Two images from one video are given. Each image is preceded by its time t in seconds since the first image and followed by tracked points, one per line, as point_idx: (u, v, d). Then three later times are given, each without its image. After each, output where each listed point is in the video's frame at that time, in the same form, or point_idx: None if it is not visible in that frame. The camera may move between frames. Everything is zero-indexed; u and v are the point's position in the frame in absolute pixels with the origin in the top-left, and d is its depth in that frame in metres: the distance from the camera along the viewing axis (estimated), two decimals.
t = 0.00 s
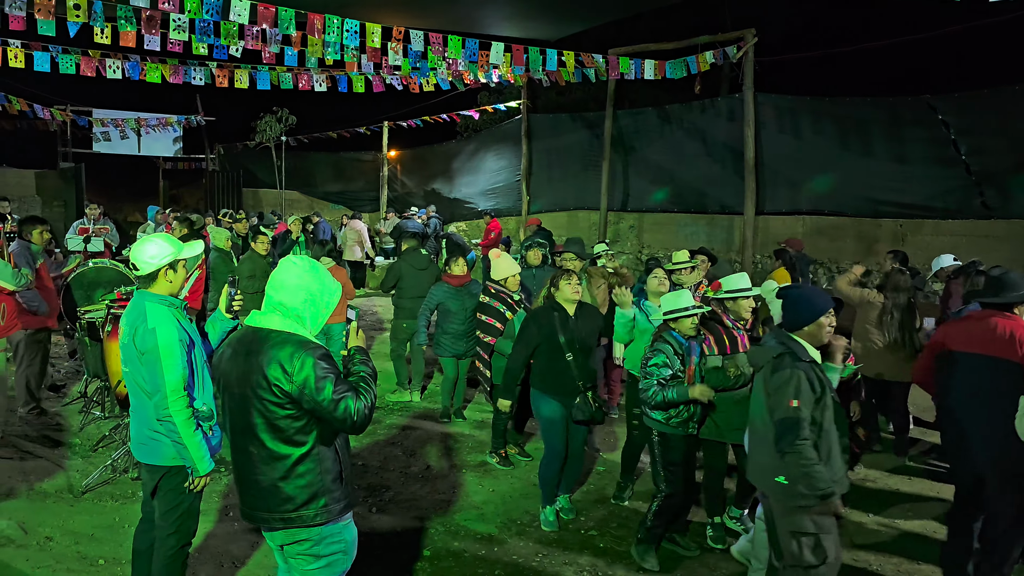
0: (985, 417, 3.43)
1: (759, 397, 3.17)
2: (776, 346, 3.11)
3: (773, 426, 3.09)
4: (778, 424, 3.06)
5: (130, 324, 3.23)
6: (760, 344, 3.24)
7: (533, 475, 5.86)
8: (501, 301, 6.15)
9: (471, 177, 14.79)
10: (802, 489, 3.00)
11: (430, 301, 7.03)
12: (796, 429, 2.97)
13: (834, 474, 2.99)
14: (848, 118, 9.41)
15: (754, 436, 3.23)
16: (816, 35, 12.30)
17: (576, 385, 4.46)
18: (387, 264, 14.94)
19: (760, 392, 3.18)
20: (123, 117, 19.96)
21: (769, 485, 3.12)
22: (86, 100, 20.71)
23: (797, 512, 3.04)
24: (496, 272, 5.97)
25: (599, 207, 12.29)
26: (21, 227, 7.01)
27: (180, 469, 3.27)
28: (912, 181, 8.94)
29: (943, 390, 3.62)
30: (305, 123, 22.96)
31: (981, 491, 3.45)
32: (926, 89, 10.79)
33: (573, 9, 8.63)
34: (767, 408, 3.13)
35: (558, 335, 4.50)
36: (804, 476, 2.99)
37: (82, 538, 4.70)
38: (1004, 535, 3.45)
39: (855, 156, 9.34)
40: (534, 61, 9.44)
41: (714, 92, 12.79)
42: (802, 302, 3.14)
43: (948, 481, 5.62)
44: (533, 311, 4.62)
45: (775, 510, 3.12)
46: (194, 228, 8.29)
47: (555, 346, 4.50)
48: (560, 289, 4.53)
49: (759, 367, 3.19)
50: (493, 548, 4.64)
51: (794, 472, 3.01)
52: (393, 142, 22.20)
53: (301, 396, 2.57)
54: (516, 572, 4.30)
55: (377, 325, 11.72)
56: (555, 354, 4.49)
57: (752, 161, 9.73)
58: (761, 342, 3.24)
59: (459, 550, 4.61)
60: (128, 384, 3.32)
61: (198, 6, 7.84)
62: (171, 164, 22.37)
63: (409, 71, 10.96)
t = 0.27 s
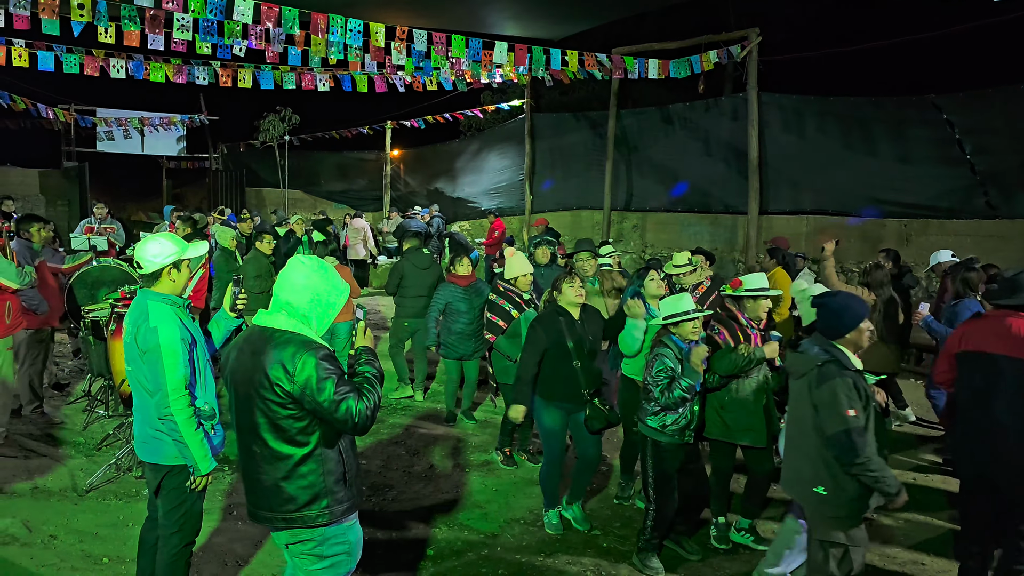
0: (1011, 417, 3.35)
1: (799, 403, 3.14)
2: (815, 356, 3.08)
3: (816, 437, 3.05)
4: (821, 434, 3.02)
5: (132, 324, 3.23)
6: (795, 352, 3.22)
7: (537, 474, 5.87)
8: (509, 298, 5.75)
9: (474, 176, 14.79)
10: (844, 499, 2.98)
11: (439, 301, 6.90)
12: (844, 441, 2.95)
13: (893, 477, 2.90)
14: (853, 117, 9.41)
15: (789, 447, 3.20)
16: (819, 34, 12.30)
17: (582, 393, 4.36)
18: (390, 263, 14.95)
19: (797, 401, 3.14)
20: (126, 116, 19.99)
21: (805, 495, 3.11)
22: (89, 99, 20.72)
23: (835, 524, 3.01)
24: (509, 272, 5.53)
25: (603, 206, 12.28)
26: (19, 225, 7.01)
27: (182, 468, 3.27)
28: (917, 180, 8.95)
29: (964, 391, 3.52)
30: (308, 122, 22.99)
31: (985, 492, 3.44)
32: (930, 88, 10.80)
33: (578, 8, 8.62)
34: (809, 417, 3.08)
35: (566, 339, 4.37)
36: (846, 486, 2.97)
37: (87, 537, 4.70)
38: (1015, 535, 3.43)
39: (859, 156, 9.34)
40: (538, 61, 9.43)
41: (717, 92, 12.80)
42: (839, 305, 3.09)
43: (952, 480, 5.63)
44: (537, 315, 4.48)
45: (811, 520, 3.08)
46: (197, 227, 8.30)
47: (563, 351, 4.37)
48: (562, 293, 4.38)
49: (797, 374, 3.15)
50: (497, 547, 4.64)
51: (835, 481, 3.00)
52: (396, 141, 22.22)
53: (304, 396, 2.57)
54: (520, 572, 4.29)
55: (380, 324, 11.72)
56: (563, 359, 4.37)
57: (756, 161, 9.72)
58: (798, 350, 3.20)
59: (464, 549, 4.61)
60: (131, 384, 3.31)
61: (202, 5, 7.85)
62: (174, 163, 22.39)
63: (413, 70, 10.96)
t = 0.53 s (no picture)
0: None
1: (839, 402, 3.06)
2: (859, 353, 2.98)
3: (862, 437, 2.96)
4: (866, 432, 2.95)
5: (136, 323, 3.23)
6: (833, 350, 3.14)
7: (540, 474, 5.86)
8: (511, 301, 5.68)
9: (477, 176, 14.79)
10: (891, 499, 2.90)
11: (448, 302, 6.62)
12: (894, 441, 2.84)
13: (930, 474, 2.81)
14: (857, 117, 9.38)
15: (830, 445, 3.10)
16: (823, 33, 12.28)
17: (587, 402, 4.22)
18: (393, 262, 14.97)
19: (839, 399, 3.05)
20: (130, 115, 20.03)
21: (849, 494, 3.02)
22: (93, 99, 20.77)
23: (880, 524, 2.94)
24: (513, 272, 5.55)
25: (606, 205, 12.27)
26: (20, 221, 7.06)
27: (185, 466, 3.26)
28: (921, 180, 8.93)
29: (989, 388, 3.73)
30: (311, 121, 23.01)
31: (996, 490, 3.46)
32: (934, 88, 10.77)
33: (581, 8, 8.61)
34: (853, 415, 2.99)
35: (570, 349, 4.24)
36: (895, 486, 2.89)
37: (90, 536, 4.70)
38: None
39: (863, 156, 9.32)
40: (541, 60, 9.42)
41: (721, 91, 12.77)
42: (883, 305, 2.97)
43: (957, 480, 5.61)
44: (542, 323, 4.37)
45: (852, 520, 3.01)
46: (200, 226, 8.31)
47: (567, 362, 4.24)
48: (567, 301, 4.28)
49: (838, 373, 3.06)
50: (500, 546, 4.63)
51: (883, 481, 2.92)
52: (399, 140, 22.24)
53: (306, 396, 2.56)
54: (523, 572, 4.28)
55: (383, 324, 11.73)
56: (567, 370, 4.23)
57: (760, 160, 9.71)
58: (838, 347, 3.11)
59: (467, 548, 4.61)
60: (136, 385, 3.31)
61: (206, 4, 7.85)
62: (177, 162, 22.42)
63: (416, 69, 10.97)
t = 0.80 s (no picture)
0: None
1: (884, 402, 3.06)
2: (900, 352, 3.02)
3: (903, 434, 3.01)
4: (911, 434, 2.97)
5: (140, 320, 3.24)
6: (875, 347, 3.15)
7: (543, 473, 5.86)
8: (514, 300, 5.71)
9: (480, 175, 14.80)
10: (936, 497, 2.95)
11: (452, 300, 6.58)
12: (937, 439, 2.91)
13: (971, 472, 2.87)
14: (860, 117, 9.36)
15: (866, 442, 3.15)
16: (827, 33, 12.26)
17: (586, 399, 4.20)
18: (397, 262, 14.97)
19: (879, 397, 3.08)
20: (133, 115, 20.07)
21: (895, 492, 3.05)
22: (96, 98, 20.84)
23: (922, 520, 3.00)
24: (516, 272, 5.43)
25: (608, 206, 12.27)
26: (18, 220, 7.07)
27: (189, 465, 3.26)
28: (924, 180, 8.89)
29: (997, 379, 3.75)
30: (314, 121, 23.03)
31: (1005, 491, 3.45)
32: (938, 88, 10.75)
33: (583, 8, 8.62)
34: (896, 416, 3.02)
35: (568, 346, 4.22)
36: (940, 484, 2.92)
37: (95, 535, 4.71)
38: None
39: (866, 156, 9.29)
40: (543, 60, 9.43)
41: (724, 91, 12.75)
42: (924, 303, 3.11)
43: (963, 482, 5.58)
44: (540, 318, 4.35)
45: (895, 518, 3.06)
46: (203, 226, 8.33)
47: (563, 357, 4.23)
48: (565, 296, 4.23)
49: (879, 371, 3.09)
50: (502, 546, 4.63)
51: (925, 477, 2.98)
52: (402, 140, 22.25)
53: (304, 397, 2.56)
54: (525, 571, 4.28)
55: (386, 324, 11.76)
56: (563, 366, 4.23)
57: (763, 160, 9.70)
58: (877, 346, 3.14)
59: (469, 548, 4.61)
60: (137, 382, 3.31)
61: (209, 4, 7.86)
62: (180, 162, 22.45)
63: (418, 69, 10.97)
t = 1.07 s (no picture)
0: None
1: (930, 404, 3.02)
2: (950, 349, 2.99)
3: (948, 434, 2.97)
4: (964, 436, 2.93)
5: (145, 317, 3.22)
6: (919, 346, 3.13)
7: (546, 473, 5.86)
8: (518, 301, 5.51)
9: (483, 175, 14.82)
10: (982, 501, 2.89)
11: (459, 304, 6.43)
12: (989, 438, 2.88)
13: None
14: (863, 116, 9.34)
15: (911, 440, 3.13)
16: (831, 32, 12.23)
17: (583, 409, 4.12)
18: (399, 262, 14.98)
19: (919, 397, 3.06)
20: (137, 113, 20.11)
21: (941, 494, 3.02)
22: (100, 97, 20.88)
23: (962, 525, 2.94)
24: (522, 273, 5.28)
25: (611, 205, 12.26)
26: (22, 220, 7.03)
27: (195, 463, 3.26)
28: (928, 179, 8.87)
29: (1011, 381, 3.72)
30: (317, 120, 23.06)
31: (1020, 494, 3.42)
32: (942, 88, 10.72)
33: (586, 7, 8.61)
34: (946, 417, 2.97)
35: (569, 354, 4.12)
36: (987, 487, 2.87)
37: (99, 533, 4.73)
38: None
39: (870, 156, 9.27)
40: (546, 60, 9.43)
41: (727, 91, 12.74)
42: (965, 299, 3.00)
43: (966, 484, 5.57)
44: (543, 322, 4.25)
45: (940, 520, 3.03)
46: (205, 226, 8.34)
47: (564, 365, 4.13)
48: (568, 300, 4.15)
49: (926, 370, 3.04)
50: (504, 546, 4.63)
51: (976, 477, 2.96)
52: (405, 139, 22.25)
53: (301, 397, 2.56)
54: (528, 571, 4.28)
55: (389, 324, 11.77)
56: (563, 373, 4.13)
57: (766, 160, 9.68)
58: (921, 342, 3.13)
59: (471, 547, 4.61)
60: (142, 377, 3.32)
61: (212, 4, 7.87)
62: (183, 161, 22.49)
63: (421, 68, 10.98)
